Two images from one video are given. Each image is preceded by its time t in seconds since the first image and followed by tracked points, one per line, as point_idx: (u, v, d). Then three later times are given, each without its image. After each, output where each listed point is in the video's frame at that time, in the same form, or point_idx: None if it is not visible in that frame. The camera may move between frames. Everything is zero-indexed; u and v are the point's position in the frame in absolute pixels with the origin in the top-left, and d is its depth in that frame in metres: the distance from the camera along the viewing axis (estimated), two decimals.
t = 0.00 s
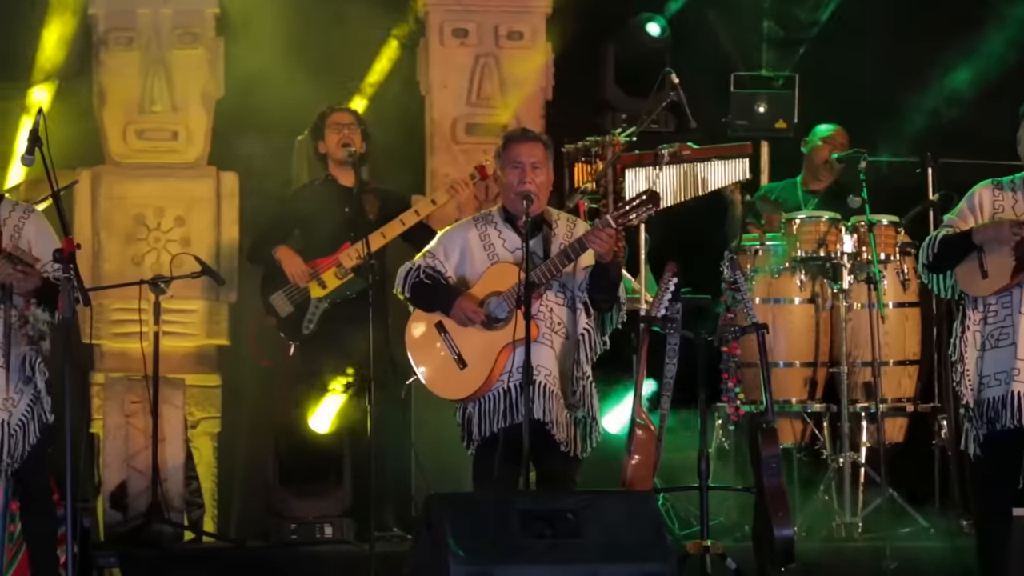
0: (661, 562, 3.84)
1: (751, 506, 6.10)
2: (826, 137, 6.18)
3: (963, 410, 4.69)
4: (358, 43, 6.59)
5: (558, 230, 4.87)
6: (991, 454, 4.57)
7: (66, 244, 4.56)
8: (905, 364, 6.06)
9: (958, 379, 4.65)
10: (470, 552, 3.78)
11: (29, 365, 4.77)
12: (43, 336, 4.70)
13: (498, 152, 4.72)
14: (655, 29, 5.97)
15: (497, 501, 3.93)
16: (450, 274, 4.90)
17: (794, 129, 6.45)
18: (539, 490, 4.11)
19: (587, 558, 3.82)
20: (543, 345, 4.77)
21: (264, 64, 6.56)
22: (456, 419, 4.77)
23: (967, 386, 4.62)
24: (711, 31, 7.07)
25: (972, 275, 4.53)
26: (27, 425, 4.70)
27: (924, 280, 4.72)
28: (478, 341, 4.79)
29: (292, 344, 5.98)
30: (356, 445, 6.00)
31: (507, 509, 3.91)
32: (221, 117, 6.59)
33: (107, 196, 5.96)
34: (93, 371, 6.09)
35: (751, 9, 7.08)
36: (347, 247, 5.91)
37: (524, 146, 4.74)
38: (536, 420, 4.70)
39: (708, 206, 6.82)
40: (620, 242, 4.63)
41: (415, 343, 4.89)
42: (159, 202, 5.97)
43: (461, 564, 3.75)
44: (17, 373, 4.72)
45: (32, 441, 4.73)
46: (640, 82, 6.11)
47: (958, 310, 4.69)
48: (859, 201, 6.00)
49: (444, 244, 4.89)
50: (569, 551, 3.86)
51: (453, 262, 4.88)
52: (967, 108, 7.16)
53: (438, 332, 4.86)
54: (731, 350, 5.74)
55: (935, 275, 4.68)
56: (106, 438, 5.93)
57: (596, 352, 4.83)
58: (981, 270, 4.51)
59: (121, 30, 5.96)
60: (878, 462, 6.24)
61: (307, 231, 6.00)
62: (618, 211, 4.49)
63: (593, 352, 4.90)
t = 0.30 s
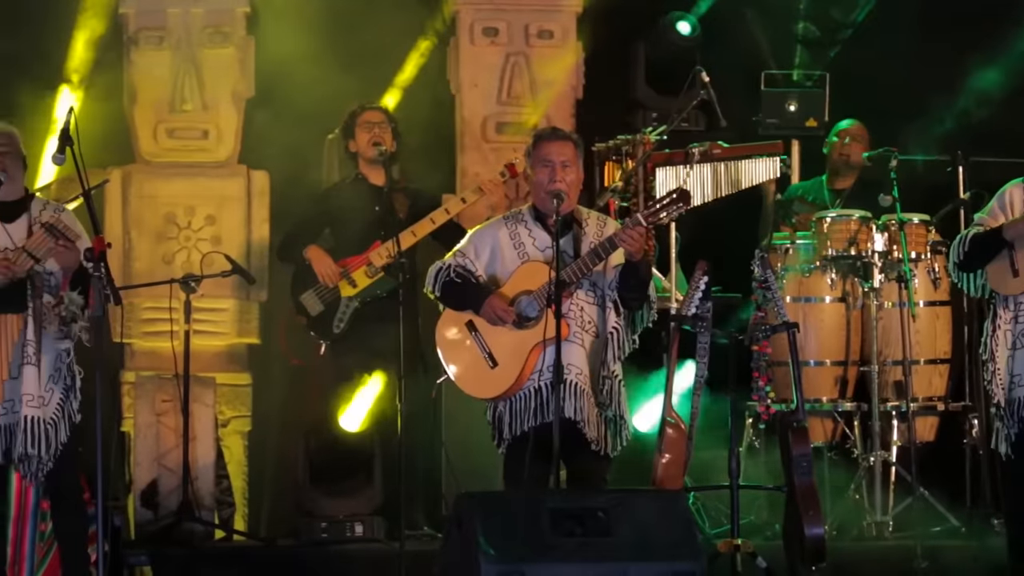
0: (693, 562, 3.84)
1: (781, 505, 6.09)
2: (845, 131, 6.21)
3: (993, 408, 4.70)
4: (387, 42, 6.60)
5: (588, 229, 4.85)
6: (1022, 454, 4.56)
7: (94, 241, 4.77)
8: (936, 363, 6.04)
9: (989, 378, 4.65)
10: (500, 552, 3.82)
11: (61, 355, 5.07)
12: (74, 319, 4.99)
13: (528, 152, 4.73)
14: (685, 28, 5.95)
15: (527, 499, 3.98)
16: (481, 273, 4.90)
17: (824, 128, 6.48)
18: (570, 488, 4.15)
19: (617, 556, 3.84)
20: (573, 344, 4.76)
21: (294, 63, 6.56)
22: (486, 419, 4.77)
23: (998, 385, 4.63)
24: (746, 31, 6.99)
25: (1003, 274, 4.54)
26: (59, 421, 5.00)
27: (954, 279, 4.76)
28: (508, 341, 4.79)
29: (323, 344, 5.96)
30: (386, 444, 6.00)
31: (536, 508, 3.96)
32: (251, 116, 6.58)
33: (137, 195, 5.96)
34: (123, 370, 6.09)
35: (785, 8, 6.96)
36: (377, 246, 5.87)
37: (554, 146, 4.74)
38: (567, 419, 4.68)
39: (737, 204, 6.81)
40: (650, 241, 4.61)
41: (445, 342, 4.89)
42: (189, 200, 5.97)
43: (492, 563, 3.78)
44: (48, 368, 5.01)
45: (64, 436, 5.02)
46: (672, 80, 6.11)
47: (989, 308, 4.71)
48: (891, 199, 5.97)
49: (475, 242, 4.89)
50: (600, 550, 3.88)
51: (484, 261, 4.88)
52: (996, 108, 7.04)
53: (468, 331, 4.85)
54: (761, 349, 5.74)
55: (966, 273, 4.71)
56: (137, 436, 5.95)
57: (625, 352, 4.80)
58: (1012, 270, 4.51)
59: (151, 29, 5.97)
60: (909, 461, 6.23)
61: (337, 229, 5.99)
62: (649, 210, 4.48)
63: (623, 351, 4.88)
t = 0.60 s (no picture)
0: (721, 560, 3.87)
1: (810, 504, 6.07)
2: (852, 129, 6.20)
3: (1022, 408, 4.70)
4: (415, 41, 6.59)
5: (616, 227, 4.82)
6: None
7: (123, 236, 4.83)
8: (965, 361, 6.06)
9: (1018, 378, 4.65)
10: (530, 550, 3.85)
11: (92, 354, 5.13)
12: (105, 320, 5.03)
13: (557, 149, 4.71)
14: (714, 25, 5.95)
15: (557, 499, 4.00)
16: (509, 270, 4.88)
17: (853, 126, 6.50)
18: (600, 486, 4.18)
19: (647, 555, 3.87)
20: (602, 342, 4.75)
21: (321, 62, 6.57)
22: (515, 417, 4.78)
23: None
24: (777, 30, 6.91)
25: None
26: (87, 418, 5.05)
27: (984, 278, 4.73)
28: (537, 339, 4.80)
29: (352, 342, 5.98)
30: (414, 442, 6.00)
31: (566, 507, 3.98)
32: (280, 115, 6.59)
33: (167, 193, 5.97)
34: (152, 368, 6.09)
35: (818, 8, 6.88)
36: (406, 245, 5.88)
37: (583, 143, 4.71)
38: (595, 417, 4.67)
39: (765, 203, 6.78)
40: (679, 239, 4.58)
41: (473, 340, 4.90)
42: (218, 199, 5.98)
43: (522, 561, 3.82)
44: (77, 366, 5.07)
45: (91, 436, 5.07)
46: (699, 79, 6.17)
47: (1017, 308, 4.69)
48: (920, 197, 5.97)
49: (504, 241, 4.86)
50: (630, 548, 3.92)
51: (513, 259, 4.86)
52: None
53: (496, 329, 4.87)
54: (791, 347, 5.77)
55: (995, 273, 4.68)
56: (167, 434, 5.95)
57: (654, 350, 4.78)
58: None
59: (180, 28, 5.98)
60: (938, 460, 6.23)
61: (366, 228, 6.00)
62: (678, 208, 4.47)
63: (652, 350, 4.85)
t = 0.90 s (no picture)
0: (751, 559, 3.88)
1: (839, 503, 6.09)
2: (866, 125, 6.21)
3: None
4: (443, 40, 6.59)
5: (644, 226, 4.81)
6: None
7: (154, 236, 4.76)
8: (994, 360, 6.06)
9: None
10: (558, 548, 3.87)
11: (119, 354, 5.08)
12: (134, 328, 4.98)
13: (585, 148, 4.70)
14: (742, 24, 5.95)
15: (584, 498, 3.99)
16: (536, 269, 4.88)
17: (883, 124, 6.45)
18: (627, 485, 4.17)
19: (673, 553, 3.89)
20: (630, 341, 4.74)
21: (348, 61, 6.57)
22: (542, 416, 4.77)
23: None
24: (803, 28, 6.92)
25: None
26: (115, 417, 5.01)
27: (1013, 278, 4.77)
28: (564, 337, 4.81)
29: (379, 341, 6.00)
30: (443, 441, 6.01)
31: (594, 506, 3.97)
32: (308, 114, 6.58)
33: (195, 192, 5.97)
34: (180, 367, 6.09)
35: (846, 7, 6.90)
36: (434, 243, 5.92)
37: (611, 142, 4.71)
38: (623, 416, 4.66)
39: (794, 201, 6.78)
40: (708, 238, 4.57)
41: (501, 339, 4.91)
42: (246, 198, 5.99)
43: (550, 560, 3.83)
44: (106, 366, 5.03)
45: (118, 436, 5.02)
46: (725, 75, 6.11)
47: None
48: (949, 196, 5.96)
49: (531, 239, 4.85)
50: (657, 547, 3.94)
51: (540, 258, 4.85)
52: None
53: (524, 328, 4.88)
54: (819, 346, 5.76)
55: None
56: (195, 433, 5.93)
57: (682, 349, 4.76)
58: None
59: (208, 27, 5.98)
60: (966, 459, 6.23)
61: (394, 227, 6.02)
62: (706, 207, 4.45)
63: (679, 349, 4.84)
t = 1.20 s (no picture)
0: (779, 560, 3.90)
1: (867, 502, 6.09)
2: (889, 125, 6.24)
3: None
4: (469, 41, 6.59)
5: (669, 226, 4.81)
6: None
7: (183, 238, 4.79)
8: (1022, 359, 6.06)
9: None
10: (585, 548, 3.89)
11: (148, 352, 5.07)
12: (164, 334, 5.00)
13: (610, 148, 4.72)
14: (770, 24, 5.92)
15: (612, 498, 4.01)
16: (562, 268, 4.91)
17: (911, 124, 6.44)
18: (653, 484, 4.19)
19: (701, 554, 3.91)
20: (656, 341, 4.75)
21: (375, 61, 6.58)
22: (568, 416, 4.78)
23: None
24: (830, 28, 6.91)
25: None
26: (143, 417, 4.96)
27: None
28: (590, 337, 4.84)
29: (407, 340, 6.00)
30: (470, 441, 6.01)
31: (622, 506, 3.99)
32: (336, 113, 6.59)
33: (222, 192, 5.98)
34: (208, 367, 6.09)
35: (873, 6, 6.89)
36: (462, 242, 5.91)
37: (636, 142, 4.73)
38: (649, 416, 4.67)
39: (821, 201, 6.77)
40: (735, 238, 4.57)
41: (527, 338, 4.96)
42: (274, 198, 5.98)
43: (577, 560, 3.86)
44: (135, 367, 5.01)
45: (148, 436, 4.98)
46: (755, 76, 6.10)
47: None
48: (977, 196, 5.95)
49: (556, 239, 4.89)
50: (685, 547, 3.96)
51: (565, 257, 4.88)
52: None
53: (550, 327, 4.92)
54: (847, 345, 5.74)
55: None
56: (222, 432, 5.95)
57: (708, 349, 4.77)
58: None
59: (236, 27, 5.99)
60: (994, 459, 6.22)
61: (422, 227, 6.02)
62: (733, 207, 4.45)
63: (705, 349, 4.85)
